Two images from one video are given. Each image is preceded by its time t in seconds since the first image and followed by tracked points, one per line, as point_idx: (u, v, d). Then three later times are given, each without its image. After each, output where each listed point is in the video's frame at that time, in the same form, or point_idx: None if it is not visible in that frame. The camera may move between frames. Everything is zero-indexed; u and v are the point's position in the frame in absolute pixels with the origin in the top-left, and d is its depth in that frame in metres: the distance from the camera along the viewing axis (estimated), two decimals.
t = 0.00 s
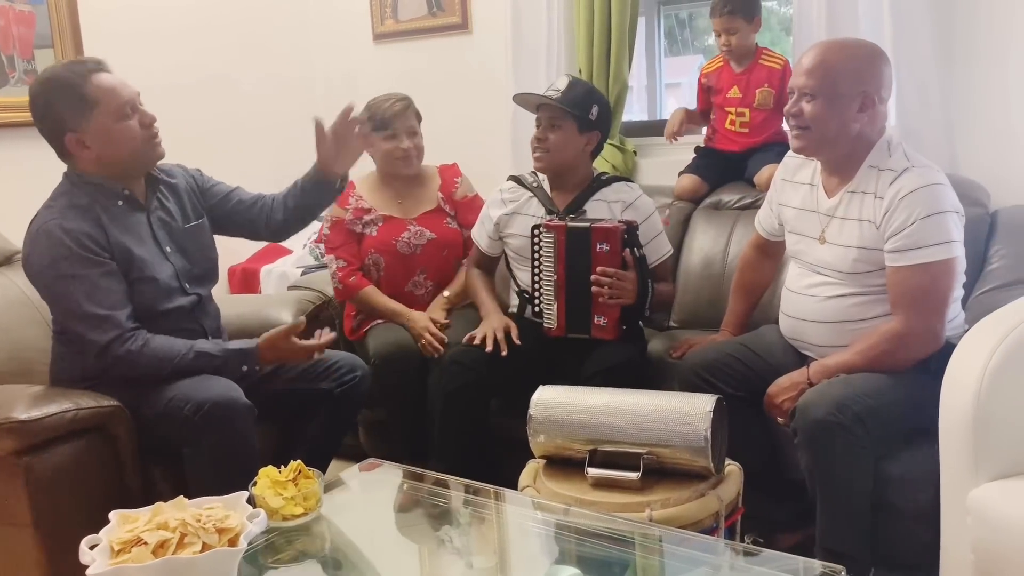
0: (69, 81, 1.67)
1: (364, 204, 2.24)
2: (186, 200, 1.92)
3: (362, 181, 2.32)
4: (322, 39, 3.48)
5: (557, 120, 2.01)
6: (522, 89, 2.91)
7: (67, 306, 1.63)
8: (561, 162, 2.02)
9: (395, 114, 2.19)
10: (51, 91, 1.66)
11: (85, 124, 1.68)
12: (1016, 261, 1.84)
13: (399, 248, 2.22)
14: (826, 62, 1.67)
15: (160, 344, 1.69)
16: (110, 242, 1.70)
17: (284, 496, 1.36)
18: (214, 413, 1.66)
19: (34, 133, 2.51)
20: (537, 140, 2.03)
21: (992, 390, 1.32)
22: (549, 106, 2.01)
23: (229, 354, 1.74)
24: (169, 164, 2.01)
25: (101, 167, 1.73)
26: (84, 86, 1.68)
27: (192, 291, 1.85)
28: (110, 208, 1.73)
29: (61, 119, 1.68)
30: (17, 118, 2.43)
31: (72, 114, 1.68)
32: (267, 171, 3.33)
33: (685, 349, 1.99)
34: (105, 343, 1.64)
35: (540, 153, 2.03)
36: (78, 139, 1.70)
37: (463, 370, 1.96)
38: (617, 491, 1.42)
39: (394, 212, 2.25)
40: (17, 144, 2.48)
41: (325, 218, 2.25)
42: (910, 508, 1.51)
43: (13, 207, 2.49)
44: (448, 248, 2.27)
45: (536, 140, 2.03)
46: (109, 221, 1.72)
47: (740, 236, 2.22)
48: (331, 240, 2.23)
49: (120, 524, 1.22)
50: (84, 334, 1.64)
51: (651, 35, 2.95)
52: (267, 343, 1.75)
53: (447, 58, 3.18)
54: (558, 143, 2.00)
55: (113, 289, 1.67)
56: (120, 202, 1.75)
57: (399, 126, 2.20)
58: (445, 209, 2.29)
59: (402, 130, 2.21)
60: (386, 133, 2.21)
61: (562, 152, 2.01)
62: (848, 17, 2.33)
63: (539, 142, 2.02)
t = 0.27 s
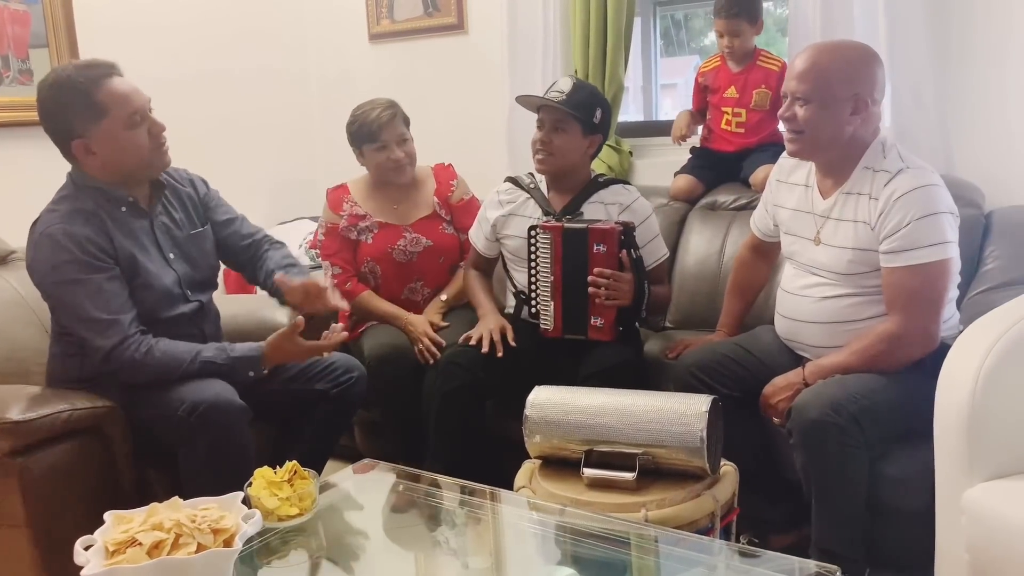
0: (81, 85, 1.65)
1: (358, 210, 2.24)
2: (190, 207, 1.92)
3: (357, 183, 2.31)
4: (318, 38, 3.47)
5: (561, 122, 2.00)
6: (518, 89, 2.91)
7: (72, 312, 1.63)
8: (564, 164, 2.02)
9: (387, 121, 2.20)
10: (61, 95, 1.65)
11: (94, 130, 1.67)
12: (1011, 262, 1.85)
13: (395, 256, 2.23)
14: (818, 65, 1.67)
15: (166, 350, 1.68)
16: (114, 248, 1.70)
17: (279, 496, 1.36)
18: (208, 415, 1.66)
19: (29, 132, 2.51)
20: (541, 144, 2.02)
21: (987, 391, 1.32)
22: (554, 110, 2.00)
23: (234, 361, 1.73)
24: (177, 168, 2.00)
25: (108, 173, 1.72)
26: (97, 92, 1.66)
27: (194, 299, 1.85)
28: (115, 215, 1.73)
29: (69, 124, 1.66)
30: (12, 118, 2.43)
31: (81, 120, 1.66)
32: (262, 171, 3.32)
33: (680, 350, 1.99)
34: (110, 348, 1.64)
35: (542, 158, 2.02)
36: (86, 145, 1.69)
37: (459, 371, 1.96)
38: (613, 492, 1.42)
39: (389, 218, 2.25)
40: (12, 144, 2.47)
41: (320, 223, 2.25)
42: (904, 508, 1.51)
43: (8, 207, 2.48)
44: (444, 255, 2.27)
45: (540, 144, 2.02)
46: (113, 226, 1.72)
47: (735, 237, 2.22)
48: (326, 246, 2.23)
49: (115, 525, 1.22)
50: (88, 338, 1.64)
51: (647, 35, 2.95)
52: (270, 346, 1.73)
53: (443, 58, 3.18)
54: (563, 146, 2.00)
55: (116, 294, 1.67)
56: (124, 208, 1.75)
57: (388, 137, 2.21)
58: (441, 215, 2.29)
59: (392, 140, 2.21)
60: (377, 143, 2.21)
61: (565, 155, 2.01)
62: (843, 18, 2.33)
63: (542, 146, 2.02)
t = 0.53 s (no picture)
0: (95, 88, 1.65)
1: (355, 213, 2.23)
2: (199, 212, 1.92)
3: (353, 184, 2.31)
4: (315, 39, 3.47)
5: (594, 127, 2.00)
6: (515, 90, 2.92)
7: (66, 321, 1.63)
8: (563, 167, 2.03)
9: (387, 124, 2.20)
10: (73, 96, 1.64)
11: (104, 134, 1.67)
12: (1007, 263, 1.85)
13: (392, 258, 2.23)
14: (811, 66, 1.68)
15: (157, 357, 1.68)
16: (114, 253, 1.70)
17: (276, 497, 1.36)
18: (198, 420, 1.65)
19: (25, 132, 2.51)
20: (574, 150, 2.00)
21: (983, 392, 1.32)
22: (589, 117, 1.98)
23: (225, 369, 1.71)
24: (189, 167, 1.99)
25: (117, 177, 1.72)
26: (111, 96, 1.65)
27: (197, 307, 1.84)
28: (115, 220, 1.73)
29: (80, 128, 1.66)
30: (8, 118, 2.43)
31: (92, 124, 1.66)
32: (259, 171, 3.32)
33: (676, 350, 2.00)
34: (102, 356, 1.64)
35: (576, 164, 2.02)
36: (96, 149, 1.68)
37: (456, 371, 1.96)
38: (609, 492, 1.42)
39: (387, 220, 2.24)
40: (8, 143, 2.47)
41: (316, 224, 2.25)
42: (900, 509, 1.51)
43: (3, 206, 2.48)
44: (441, 257, 2.27)
45: (572, 150, 2.00)
46: (115, 231, 1.72)
47: (731, 238, 2.23)
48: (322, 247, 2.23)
49: (110, 525, 1.22)
50: (81, 347, 1.64)
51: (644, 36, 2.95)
52: (263, 350, 1.72)
53: (440, 58, 3.18)
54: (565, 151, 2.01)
55: (111, 303, 1.66)
56: (129, 212, 1.75)
57: (386, 138, 2.20)
58: (439, 217, 2.28)
59: (390, 142, 2.21)
60: (375, 145, 2.21)
61: (569, 160, 2.01)
62: (839, 19, 2.33)
63: (578, 154, 2.00)
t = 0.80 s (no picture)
0: (101, 99, 1.64)
1: (347, 213, 2.24)
2: (200, 217, 1.91)
3: (346, 185, 2.32)
4: (308, 40, 3.47)
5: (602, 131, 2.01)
6: (508, 92, 2.92)
7: (68, 321, 1.62)
8: (557, 168, 2.04)
9: (384, 124, 2.22)
10: (79, 104, 1.64)
11: (108, 145, 1.66)
12: (999, 265, 1.86)
13: (384, 258, 2.23)
14: (801, 69, 1.68)
15: (164, 358, 1.69)
16: (115, 257, 1.69)
17: (268, 500, 1.36)
18: (194, 423, 1.65)
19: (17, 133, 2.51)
20: (585, 153, 1.99)
21: (976, 393, 1.33)
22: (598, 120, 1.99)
23: (227, 375, 1.73)
24: (188, 170, 1.98)
25: (118, 186, 1.71)
26: (117, 108, 1.65)
27: (196, 313, 1.85)
28: (119, 226, 1.72)
29: (84, 137, 1.66)
30: None
31: (96, 134, 1.65)
32: (252, 173, 3.31)
33: (670, 352, 2.00)
34: (109, 357, 1.64)
35: (588, 168, 2.01)
36: (98, 159, 1.68)
37: (451, 373, 1.96)
38: (603, 494, 1.42)
39: (379, 221, 2.25)
40: None
41: (309, 225, 2.26)
42: (893, 510, 1.52)
43: None
44: (434, 258, 2.27)
45: (583, 153, 1.99)
46: (117, 238, 1.70)
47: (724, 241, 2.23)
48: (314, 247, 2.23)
49: (102, 528, 1.21)
50: (86, 346, 1.63)
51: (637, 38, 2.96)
52: (269, 359, 1.76)
53: (433, 60, 3.18)
54: (556, 151, 2.03)
55: (117, 305, 1.66)
56: (128, 219, 1.74)
57: (384, 138, 2.22)
58: (432, 218, 2.28)
59: (386, 141, 2.22)
60: (372, 143, 2.23)
61: (562, 162, 2.02)
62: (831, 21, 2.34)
63: (590, 157, 2.00)
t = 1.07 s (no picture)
0: (83, 98, 1.63)
1: (336, 213, 2.24)
2: (183, 216, 1.91)
3: (336, 186, 2.32)
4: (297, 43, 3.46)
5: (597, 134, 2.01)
6: (497, 94, 2.92)
7: (59, 321, 1.61)
8: (552, 170, 2.03)
9: (381, 125, 2.22)
10: (61, 104, 1.63)
11: (90, 145, 1.65)
12: (986, 267, 1.87)
13: (373, 258, 2.22)
14: (799, 70, 1.69)
15: (157, 358, 1.68)
16: (103, 257, 1.68)
17: (257, 504, 1.35)
18: (183, 425, 1.64)
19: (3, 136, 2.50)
20: (580, 155, 1.99)
21: (963, 394, 1.33)
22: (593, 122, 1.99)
23: (216, 377, 1.72)
24: (166, 170, 1.96)
25: (100, 186, 1.70)
26: (98, 107, 1.64)
27: (183, 312, 1.84)
28: (105, 226, 1.70)
29: (65, 137, 1.65)
30: None
31: (78, 133, 1.64)
32: (241, 176, 3.30)
33: (660, 353, 2.00)
34: (102, 357, 1.62)
35: (584, 169, 2.00)
36: (80, 158, 1.67)
37: (443, 376, 1.95)
38: (593, 496, 1.42)
39: (368, 221, 2.25)
40: None
41: (299, 226, 2.24)
42: (882, 512, 1.52)
43: None
44: (423, 259, 2.26)
45: (579, 154, 1.99)
46: (104, 238, 1.69)
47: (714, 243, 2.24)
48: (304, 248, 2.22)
49: (89, 534, 1.20)
50: (76, 347, 1.62)
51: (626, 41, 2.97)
52: (258, 364, 1.77)
53: (422, 63, 3.18)
54: (551, 154, 2.02)
55: (107, 305, 1.65)
56: (112, 219, 1.72)
57: (379, 138, 2.22)
58: (421, 219, 2.29)
59: (381, 142, 2.22)
60: (366, 143, 2.22)
61: (558, 165, 2.01)
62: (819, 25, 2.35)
63: (585, 158, 2.00)
